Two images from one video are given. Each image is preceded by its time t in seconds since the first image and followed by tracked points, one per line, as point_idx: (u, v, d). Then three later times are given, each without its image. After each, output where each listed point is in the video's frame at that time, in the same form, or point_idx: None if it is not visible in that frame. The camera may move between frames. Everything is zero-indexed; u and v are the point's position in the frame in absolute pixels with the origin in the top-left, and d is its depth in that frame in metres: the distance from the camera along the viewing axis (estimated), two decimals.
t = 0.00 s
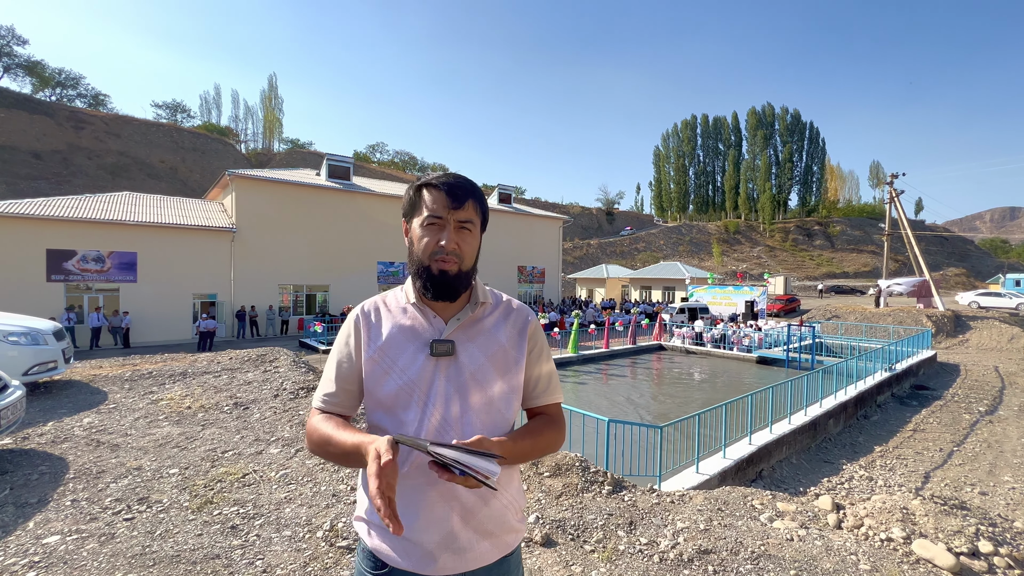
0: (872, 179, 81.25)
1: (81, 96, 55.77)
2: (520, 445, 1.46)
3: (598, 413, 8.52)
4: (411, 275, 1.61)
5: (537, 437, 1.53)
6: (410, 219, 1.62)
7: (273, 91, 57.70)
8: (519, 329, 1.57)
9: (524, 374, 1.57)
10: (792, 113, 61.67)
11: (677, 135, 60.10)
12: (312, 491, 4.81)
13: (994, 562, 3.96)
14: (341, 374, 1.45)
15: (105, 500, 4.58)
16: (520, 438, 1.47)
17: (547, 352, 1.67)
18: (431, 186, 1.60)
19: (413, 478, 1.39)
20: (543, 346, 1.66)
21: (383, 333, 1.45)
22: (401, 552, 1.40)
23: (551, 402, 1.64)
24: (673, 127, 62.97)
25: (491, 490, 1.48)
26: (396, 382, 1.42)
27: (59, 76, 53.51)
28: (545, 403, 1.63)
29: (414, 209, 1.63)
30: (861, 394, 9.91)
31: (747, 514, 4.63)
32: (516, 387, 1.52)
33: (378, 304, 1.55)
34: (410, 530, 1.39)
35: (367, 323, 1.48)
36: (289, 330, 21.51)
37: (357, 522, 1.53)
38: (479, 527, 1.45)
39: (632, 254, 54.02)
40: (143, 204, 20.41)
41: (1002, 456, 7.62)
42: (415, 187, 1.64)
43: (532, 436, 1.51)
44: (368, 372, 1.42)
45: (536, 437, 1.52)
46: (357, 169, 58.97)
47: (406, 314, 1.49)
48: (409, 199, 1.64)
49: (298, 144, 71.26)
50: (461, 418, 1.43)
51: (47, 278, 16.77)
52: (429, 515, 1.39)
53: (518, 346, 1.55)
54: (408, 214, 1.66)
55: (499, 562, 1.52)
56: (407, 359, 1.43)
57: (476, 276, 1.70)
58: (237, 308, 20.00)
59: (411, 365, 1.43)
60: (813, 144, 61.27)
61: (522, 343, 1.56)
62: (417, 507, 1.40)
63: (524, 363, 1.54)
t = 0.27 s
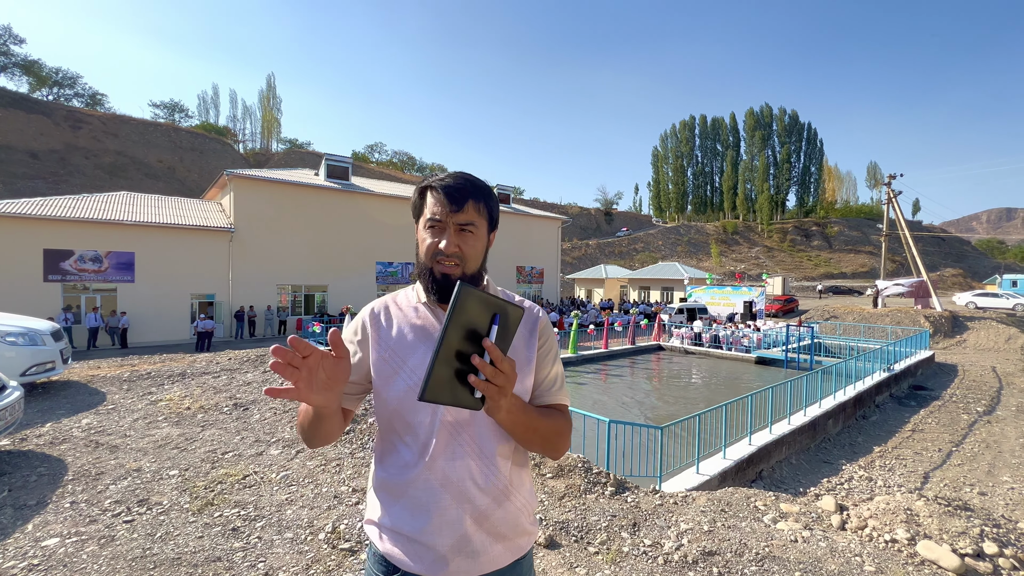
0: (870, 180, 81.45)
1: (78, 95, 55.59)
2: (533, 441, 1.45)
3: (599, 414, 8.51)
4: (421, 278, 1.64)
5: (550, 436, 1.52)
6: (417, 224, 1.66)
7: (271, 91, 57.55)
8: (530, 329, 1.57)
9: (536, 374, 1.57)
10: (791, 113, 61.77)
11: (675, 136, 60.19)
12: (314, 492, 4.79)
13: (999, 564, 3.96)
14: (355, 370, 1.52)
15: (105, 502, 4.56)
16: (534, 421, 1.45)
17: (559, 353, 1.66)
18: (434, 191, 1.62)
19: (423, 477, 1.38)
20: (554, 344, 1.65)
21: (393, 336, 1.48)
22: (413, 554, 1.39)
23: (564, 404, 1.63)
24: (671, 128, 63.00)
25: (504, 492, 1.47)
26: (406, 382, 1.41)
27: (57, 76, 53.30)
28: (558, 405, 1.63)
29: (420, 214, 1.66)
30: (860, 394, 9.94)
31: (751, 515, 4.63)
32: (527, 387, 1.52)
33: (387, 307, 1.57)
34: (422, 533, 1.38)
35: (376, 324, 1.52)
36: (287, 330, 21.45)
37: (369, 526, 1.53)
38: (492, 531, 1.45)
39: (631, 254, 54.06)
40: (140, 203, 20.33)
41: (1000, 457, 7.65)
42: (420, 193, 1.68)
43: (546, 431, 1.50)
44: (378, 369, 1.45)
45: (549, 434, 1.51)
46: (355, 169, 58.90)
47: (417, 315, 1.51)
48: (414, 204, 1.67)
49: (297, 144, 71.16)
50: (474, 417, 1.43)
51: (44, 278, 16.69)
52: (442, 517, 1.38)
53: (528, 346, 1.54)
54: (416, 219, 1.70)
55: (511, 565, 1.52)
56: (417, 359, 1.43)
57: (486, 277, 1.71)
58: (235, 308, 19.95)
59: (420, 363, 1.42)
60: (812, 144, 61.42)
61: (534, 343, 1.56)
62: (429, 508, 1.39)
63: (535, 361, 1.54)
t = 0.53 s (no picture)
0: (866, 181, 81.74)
1: (75, 95, 55.35)
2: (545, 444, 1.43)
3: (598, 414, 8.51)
4: (430, 277, 1.64)
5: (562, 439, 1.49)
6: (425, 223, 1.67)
7: (268, 90, 57.39)
8: (542, 332, 1.55)
9: (548, 376, 1.55)
10: (788, 114, 61.95)
11: (673, 136, 60.31)
12: (315, 494, 4.77)
13: (1003, 564, 3.96)
14: (368, 370, 1.55)
15: (104, 505, 4.52)
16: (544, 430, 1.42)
17: (572, 356, 1.63)
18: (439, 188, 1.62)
19: (434, 480, 1.39)
20: (566, 346, 1.62)
21: (402, 335, 1.48)
22: (423, 558, 1.39)
23: (576, 408, 1.61)
24: (669, 128, 63.10)
25: (515, 497, 1.45)
26: (415, 384, 1.42)
27: (53, 75, 53.06)
28: (571, 408, 1.60)
29: (428, 212, 1.66)
30: (858, 395, 9.95)
31: (755, 516, 4.62)
32: (538, 389, 1.50)
33: (397, 306, 1.59)
34: (433, 538, 1.38)
35: (387, 327, 1.53)
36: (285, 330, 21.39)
37: (379, 526, 1.54)
38: (503, 536, 1.43)
39: (629, 255, 54.09)
40: (138, 203, 20.24)
41: (998, 456, 7.67)
42: (428, 191, 1.68)
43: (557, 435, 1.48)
44: (387, 370, 1.47)
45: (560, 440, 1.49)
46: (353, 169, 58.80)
47: (427, 315, 1.52)
48: (424, 205, 1.69)
49: (295, 144, 71.00)
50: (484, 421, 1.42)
51: (40, 278, 16.59)
52: (452, 521, 1.38)
53: (539, 347, 1.52)
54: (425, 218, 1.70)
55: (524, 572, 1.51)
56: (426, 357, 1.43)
57: (496, 276, 1.69)
58: (233, 308, 19.89)
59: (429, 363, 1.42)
60: (809, 145, 61.63)
61: (545, 343, 1.54)
62: (439, 513, 1.38)
63: (545, 362, 1.52)
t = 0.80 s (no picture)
0: (863, 182, 81.98)
1: (71, 94, 55.10)
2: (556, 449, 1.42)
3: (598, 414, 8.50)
4: (440, 279, 1.63)
5: (575, 445, 1.48)
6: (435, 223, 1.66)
7: (266, 90, 57.21)
8: (554, 334, 1.54)
9: (560, 380, 1.54)
10: (785, 115, 62.11)
11: (671, 137, 60.43)
12: (317, 496, 4.75)
13: (1008, 565, 3.96)
14: (378, 374, 1.55)
15: (104, 507, 4.49)
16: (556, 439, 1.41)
17: (585, 359, 1.61)
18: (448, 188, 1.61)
19: (446, 487, 1.38)
20: (579, 348, 1.61)
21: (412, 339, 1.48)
22: (434, 565, 1.38)
23: (589, 413, 1.59)
24: (667, 129, 63.19)
25: (528, 503, 1.44)
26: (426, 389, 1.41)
27: (49, 74, 52.80)
28: (582, 413, 1.59)
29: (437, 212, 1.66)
30: (856, 395, 9.98)
31: (758, 517, 4.63)
32: (549, 394, 1.49)
33: (408, 310, 1.58)
34: (445, 544, 1.37)
35: (398, 332, 1.53)
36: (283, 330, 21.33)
37: (390, 530, 1.53)
38: (515, 543, 1.42)
39: (627, 255, 54.13)
40: (135, 203, 20.15)
41: (996, 456, 7.70)
42: (437, 191, 1.68)
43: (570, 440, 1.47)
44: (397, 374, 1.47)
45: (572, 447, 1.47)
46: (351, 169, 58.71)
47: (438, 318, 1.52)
48: (433, 206, 1.69)
49: (292, 143, 70.81)
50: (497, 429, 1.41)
51: (36, 278, 16.50)
52: (464, 528, 1.37)
53: (551, 350, 1.51)
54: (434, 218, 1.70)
55: None
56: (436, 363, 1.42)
57: (507, 277, 1.68)
58: (231, 308, 19.82)
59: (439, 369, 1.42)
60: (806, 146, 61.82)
61: (557, 346, 1.53)
62: (450, 519, 1.37)
63: (558, 365, 1.51)
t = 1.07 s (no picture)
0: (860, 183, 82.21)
1: (67, 93, 54.87)
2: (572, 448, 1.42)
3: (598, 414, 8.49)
4: (454, 279, 1.62)
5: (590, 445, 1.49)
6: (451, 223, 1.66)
7: (263, 90, 57.08)
8: (569, 335, 1.54)
9: (575, 382, 1.54)
10: (782, 115, 62.26)
11: (669, 137, 60.56)
12: (319, 497, 4.73)
13: (1012, 565, 3.97)
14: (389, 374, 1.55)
15: (104, 509, 4.47)
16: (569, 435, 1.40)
17: (598, 361, 1.62)
18: (466, 189, 1.61)
19: (463, 490, 1.37)
20: (592, 349, 1.61)
21: (424, 340, 1.47)
22: (452, 569, 1.37)
23: (606, 415, 1.59)
24: (664, 129, 63.32)
25: (546, 505, 1.43)
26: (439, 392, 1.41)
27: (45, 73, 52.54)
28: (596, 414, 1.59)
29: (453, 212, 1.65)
30: (855, 395, 10.02)
31: (761, 518, 4.63)
32: (564, 396, 1.49)
33: (419, 310, 1.57)
34: (463, 549, 1.36)
35: (408, 331, 1.52)
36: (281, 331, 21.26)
37: (405, 536, 1.52)
38: (534, 546, 1.41)
39: (624, 256, 54.20)
40: (132, 203, 20.06)
41: (994, 456, 7.73)
42: (453, 192, 1.67)
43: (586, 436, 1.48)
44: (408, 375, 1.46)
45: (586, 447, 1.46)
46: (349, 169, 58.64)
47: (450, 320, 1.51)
48: (449, 206, 1.68)
49: (290, 143, 70.65)
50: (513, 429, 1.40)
51: (33, 278, 16.41)
52: (482, 532, 1.36)
53: (566, 351, 1.51)
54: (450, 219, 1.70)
55: None
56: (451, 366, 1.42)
57: (521, 279, 1.68)
58: (228, 309, 19.75)
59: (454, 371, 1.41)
60: (803, 147, 62.03)
61: (572, 346, 1.53)
62: (468, 523, 1.36)
63: (574, 365, 1.51)
